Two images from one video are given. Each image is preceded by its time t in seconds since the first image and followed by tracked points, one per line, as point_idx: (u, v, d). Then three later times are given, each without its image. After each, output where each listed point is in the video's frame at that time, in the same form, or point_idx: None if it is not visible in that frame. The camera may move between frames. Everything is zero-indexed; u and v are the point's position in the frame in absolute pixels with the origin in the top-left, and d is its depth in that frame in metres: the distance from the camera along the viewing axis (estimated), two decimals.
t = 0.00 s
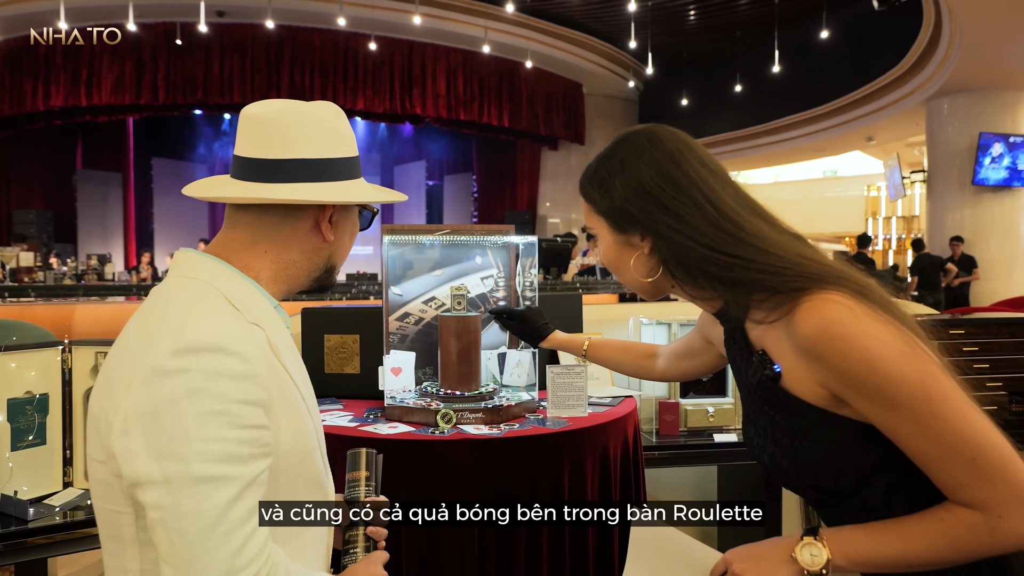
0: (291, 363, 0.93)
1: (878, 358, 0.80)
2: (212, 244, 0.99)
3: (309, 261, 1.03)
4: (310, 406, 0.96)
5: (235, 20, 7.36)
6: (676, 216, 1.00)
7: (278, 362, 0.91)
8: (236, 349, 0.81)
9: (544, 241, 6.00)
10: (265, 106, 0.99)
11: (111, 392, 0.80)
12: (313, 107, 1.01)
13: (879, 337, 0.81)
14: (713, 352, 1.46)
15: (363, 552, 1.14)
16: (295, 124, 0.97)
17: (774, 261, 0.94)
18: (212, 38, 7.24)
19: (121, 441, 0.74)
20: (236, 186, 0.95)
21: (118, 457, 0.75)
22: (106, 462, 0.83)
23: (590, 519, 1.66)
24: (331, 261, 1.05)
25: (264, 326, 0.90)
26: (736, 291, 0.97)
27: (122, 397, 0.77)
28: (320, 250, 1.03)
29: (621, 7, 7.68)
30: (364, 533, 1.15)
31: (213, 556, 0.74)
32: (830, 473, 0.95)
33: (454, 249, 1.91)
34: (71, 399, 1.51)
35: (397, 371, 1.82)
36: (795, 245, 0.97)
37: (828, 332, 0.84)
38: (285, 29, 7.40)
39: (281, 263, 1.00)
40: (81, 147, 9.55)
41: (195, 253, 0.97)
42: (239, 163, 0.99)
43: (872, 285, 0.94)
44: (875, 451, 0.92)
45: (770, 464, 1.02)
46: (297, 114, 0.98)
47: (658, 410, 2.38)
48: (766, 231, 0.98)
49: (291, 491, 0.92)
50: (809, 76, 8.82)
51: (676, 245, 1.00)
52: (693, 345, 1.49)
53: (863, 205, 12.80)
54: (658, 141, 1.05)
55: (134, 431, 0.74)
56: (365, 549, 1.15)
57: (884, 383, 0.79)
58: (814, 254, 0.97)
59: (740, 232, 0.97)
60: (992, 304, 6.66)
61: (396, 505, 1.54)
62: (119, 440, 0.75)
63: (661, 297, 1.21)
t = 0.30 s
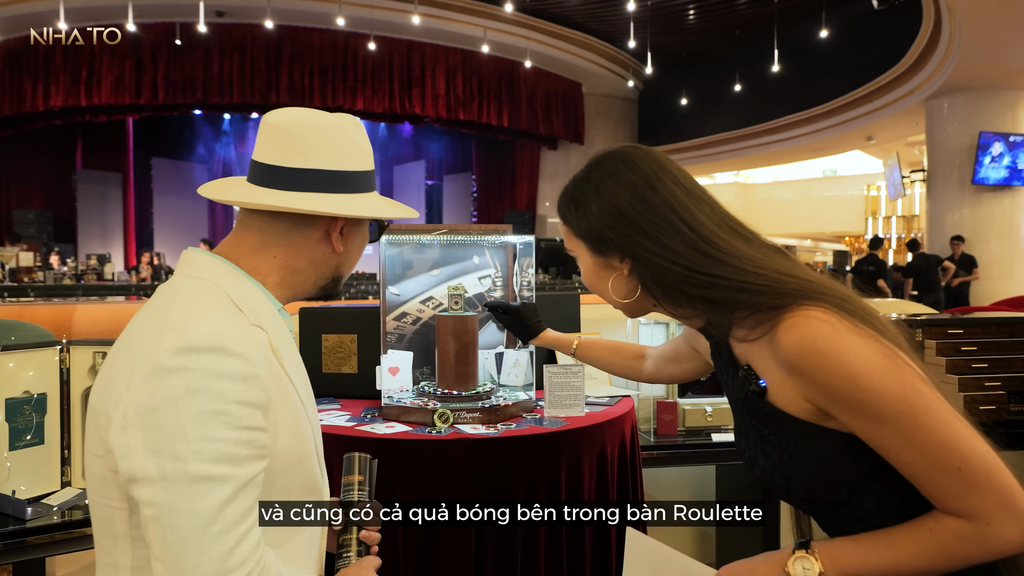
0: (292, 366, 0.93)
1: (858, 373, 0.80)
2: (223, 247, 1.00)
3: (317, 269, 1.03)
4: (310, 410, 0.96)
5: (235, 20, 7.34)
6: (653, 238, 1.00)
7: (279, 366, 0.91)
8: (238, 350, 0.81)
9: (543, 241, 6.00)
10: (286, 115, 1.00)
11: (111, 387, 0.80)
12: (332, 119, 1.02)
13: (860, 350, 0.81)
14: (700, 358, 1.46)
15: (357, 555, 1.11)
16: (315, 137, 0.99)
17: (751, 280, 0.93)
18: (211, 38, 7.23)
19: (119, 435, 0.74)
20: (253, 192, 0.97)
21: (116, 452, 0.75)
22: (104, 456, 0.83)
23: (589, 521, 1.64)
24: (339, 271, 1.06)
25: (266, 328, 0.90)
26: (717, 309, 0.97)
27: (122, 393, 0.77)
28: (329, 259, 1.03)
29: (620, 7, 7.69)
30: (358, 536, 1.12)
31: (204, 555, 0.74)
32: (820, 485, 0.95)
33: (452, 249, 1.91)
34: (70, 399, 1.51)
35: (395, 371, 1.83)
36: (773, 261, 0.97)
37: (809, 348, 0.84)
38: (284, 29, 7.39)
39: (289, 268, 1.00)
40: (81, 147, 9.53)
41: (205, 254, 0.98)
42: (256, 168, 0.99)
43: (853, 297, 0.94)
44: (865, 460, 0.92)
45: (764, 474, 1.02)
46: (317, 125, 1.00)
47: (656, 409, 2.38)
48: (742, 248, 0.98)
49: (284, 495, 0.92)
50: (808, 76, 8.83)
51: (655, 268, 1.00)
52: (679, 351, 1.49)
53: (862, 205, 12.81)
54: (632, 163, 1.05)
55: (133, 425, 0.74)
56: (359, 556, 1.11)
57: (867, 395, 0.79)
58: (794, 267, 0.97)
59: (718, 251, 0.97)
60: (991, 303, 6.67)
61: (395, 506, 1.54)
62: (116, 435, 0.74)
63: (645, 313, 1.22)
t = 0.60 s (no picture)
0: (305, 370, 0.92)
1: (859, 373, 0.79)
2: (242, 247, 0.99)
3: (332, 282, 1.01)
4: (317, 414, 0.94)
5: (236, 20, 7.32)
6: (648, 238, 0.98)
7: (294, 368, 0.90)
8: (262, 348, 0.80)
9: (544, 240, 5.98)
10: (317, 129, 0.99)
11: (129, 378, 0.79)
12: (361, 137, 1.01)
13: (862, 349, 0.80)
14: (693, 356, 1.45)
15: (346, 569, 1.11)
16: (343, 153, 0.98)
17: (747, 279, 0.92)
18: (212, 37, 7.23)
19: (140, 426, 0.73)
20: (277, 202, 0.95)
21: (134, 443, 0.73)
22: (119, 448, 0.81)
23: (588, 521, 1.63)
24: (354, 287, 1.04)
25: (283, 331, 0.89)
26: (713, 308, 0.96)
27: (144, 385, 0.75)
28: (345, 274, 1.01)
29: (621, 6, 7.68)
30: (348, 550, 1.12)
31: (216, 552, 0.71)
32: (820, 486, 0.94)
33: (450, 247, 1.90)
34: (66, 398, 1.50)
35: (392, 370, 1.85)
36: (769, 258, 0.95)
37: (808, 347, 0.83)
38: (285, 28, 7.38)
39: (305, 278, 0.98)
40: (82, 147, 9.51)
41: (224, 252, 0.96)
42: (283, 177, 0.98)
43: (852, 297, 0.93)
44: (865, 461, 0.91)
45: (762, 479, 1.02)
46: (346, 143, 0.99)
47: (657, 409, 2.37)
48: (738, 246, 0.97)
49: (295, 493, 0.90)
50: (809, 74, 8.82)
51: (648, 267, 0.99)
52: (673, 349, 1.47)
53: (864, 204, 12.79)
54: (623, 162, 1.04)
55: (155, 416, 0.73)
56: (348, 569, 1.11)
57: (866, 397, 0.79)
58: (790, 265, 0.96)
59: (712, 249, 0.95)
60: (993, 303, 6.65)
61: (395, 506, 1.52)
62: (137, 425, 0.73)
63: (639, 314, 1.22)
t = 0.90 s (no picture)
0: (313, 371, 0.89)
1: (862, 374, 0.77)
2: (245, 246, 0.97)
3: (337, 284, 0.99)
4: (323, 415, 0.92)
5: (239, 20, 7.33)
6: (647, 236, 0.97)
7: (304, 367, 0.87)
8: (276, 347, 0.77)
9: (547, 239, 5.95)
10: (323, 128, 0.98)
11: (140, 377, 0.75)
12: (368, 137, 1.00)
13: (867, 351, 0.79)
14: (693, 355, 1.43)
15: (346, 570, 1.08)
16: (348, 154, 0.97)
17: (746, 278, 0.91)
18: (216, 37, 7.24)
19: (156, 427, 0.70)
20: (281, 202, 0.94)
21: (149, 444, 0.70)
22: (127, 446, 0.77)
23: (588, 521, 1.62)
24: (357, 288, 1.03)
25: (293, 331, 0.86)
26: (713, 308, 0.95)
27: (159, 383, 0.72)
28: (350, 276, 1.00)
29: (624, 5, 7.66)
30: (349, 551, 1.10)
31: (235, 553, 0.68)
32: (823, 488, 0.93)
33: (452, 246, 1.88)
34: (66, 398, 1.49)
35: (393, 370, 1.84)
36: (770, 257, 0.94)
37: (811, 348, 0.81)
38: (288, 29, 7.38)
39: (310, 279, 0.97)
40: (87, 148, 9.49)
41: (227, 251, 0.94)
42: (287, 178, 0.97)
43: (857, 296, 0.91)
44: (868, 463, 0.89)
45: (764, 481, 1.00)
46: (352, 142, 0.98)
47: (659, 409, 2.35)
48: (738, 244, 0.95)
49: (303, 494, 0.87)
50: (812, 73, 8.78)
51: (647, 266, 0.98)
52: (670, 346, 1.46)
53: (869, 203, 12.74)
54: (621, 159, 1.03)
55: (171, 417, 0.70)
56: (348, 570, 1.08)
57: (872, 399, 0.77)
58: (793, 264, 0.94)
59: (711, 248, 0.94)
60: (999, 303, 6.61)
61: (395, 506, 1.51)
62: (153, 426, 0.70)
63: (638, 313, 1.21)
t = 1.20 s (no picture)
0: (314, 371, 0.88)
1: (874, 370, 0.76)
2: (247, 245, 0.96)
3: (340, 282, 0.98)
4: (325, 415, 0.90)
5: (245, 20, 7.34)
6: (652, 229, 0.96)
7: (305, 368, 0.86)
8: (274, 347, 0.76)
9: (552, 239, 5.92)
10: (325, 125, 0.97)
11: (140, 375, 0.74)
12: (371, 133, 0.99)
13: (880, 347, 0.77)
14: (699, 353, 1.42)
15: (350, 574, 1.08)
16: (349, 150, 0.96)
17: (754, 271, 0.89)
18: (222, 38, 7.26)
19: (151, 426, 0.69)
20: (284, 200, 0.93)
21: (145, 445, 0.69)
22: (124, 446, 0.76)
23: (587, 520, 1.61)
24: (361, 285, 1.02)
25: (293, 330, 0.85)
26: (720, 303, 0.93)
27: (156, 384, 0.71)
28: (353, 273, 0.99)
29: (629, 4, 7.63)
30: (352, 554, 1.10)
31: (230, 557, 0.67)
32: (832, 489, 0.91)
33: (455, 245, 1.88)
34: (69, 398, 1.49)
35: (396, 370, 1.81)
36: (779, 250, 0.92)
37: (822, 344, 0.80)
38: (294, 29, 7.38)
39: (313, 277, 0.96)
40: (94, 147, 9.65)
41: (229, 248, 0.94)
42: (288, 175, 0.96)
43: (868, 291, 0.89)
44: (879, 463, 0.87)
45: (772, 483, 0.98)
46: (355, 140, 0.97)
47: (665, 410, 2.33)
48: (747, 236, 0.93)
49: (302, 495, 0.86)
50: (819, 72, 8.73)
51: (654, 259, 0.96)
52: (678, 346, 1.44)
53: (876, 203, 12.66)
54: (627, 150, 1.02)
55: (167, 417, 0.68)
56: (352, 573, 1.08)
57: (885, 397, 0.75)
58: (802, 258, 0.93)
59: (719, 241, 0.92)
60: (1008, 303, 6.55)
61: (395, 505, 1.50)
62: (148, 426, 0.69)
63: (642, 308, 1.19)
